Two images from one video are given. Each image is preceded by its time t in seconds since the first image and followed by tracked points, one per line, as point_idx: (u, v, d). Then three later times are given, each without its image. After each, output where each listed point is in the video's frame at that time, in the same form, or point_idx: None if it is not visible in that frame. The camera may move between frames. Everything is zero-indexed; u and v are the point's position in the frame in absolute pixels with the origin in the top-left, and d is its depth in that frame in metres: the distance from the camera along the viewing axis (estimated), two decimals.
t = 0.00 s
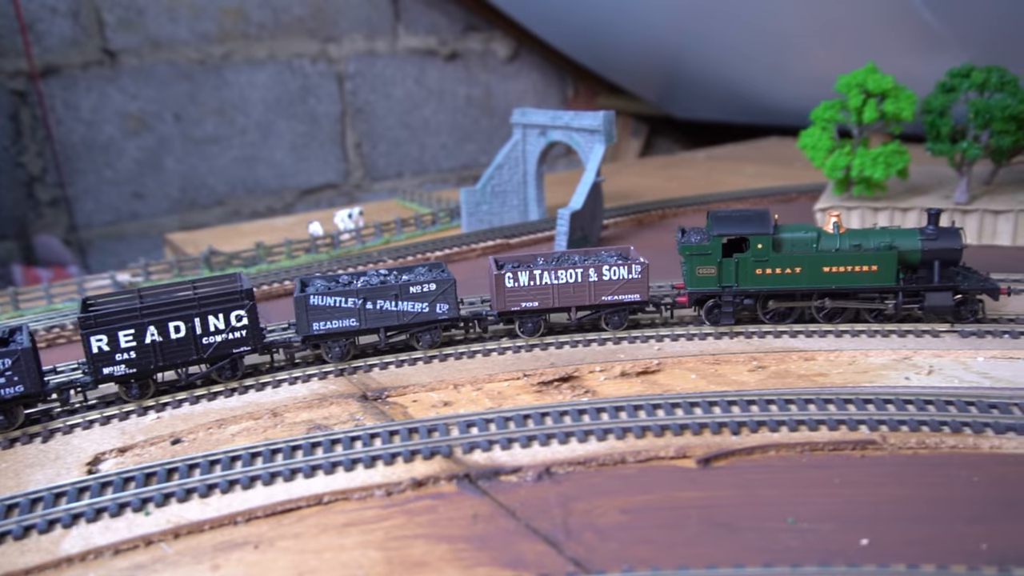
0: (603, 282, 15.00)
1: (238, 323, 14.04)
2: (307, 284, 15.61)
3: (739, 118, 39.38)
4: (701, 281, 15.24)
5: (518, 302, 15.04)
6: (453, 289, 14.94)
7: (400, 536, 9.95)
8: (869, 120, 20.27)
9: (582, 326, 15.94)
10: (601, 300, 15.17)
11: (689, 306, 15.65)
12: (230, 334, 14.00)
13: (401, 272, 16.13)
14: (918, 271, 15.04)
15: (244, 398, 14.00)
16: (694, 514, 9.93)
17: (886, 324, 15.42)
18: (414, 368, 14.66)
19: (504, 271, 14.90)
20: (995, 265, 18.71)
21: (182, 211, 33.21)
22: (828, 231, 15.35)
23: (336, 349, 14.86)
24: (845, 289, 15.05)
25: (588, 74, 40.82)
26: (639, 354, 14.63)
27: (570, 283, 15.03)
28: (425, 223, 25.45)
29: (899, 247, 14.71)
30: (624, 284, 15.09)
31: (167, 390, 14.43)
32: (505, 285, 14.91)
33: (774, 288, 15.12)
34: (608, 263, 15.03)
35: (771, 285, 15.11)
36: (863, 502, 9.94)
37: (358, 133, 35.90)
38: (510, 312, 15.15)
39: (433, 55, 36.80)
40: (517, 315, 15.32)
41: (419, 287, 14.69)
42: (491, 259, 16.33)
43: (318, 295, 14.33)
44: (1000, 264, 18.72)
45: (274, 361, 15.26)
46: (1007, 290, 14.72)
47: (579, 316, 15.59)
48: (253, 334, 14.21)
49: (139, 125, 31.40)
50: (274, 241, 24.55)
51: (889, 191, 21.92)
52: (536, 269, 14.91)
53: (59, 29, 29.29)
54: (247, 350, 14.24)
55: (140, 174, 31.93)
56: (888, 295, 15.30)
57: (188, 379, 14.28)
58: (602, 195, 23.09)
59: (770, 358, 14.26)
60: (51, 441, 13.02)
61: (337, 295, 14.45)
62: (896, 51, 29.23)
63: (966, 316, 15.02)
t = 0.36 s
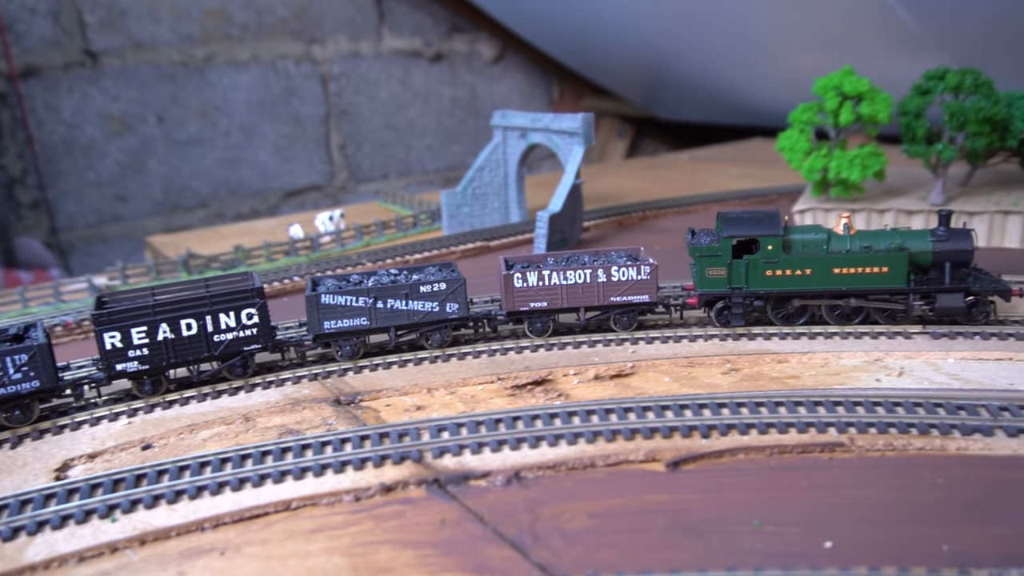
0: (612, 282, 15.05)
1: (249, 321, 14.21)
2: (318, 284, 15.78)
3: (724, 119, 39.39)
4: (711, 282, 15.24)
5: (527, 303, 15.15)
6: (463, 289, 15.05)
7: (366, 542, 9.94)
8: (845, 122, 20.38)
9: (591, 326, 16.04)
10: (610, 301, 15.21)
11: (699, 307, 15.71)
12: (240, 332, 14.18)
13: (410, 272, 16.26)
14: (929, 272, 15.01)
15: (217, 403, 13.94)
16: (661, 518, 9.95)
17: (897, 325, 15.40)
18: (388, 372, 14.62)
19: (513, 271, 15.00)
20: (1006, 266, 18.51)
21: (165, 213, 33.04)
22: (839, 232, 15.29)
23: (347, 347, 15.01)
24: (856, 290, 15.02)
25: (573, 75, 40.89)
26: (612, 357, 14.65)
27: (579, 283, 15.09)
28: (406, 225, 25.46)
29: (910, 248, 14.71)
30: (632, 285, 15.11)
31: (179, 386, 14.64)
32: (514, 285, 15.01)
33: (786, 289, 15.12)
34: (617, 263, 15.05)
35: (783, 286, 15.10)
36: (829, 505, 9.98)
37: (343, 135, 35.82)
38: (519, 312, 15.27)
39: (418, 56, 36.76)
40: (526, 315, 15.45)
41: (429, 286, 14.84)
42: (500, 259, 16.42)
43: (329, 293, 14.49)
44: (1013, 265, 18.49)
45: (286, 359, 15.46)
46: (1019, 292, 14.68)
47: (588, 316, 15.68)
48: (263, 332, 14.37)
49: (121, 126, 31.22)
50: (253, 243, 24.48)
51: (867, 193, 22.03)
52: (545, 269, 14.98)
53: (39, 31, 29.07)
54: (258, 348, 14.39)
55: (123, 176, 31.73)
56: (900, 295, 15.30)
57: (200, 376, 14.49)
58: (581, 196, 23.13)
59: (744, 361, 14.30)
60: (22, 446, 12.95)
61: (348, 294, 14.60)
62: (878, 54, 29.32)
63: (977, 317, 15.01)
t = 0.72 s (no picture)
0: (623, 285, 15.15)
1: (263, 321, 14.38)
2: (331, 284, 15.93)
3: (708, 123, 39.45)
4: (723, 286, 15.21)
5: (537, 304, 15.23)
6: (474, 290, 15.19)
7: (332, 550, 9.92)
8: (822, 126, 20.50)
9: (602, 329, 16.12)
10: (620, 304, 15.31)
11: (711, 310, 15.74)
12: (255, 332, 14.34)
13: (422, 273, 16.35)
14: (941, 276, 15.05)
15: (188, 410, 13.90)
16: (627, 524, 9.98)
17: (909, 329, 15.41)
18: (361, 378, 14.61)
19: (524, 273, 15.08)
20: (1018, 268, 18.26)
21: (148, 216, 32.86)
22: (851, 236, 15.29)
23: (361, 348, 15.15)
24: (868, 294, 15.10)
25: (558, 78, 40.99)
26: (586, 361, 14.69)
27: (590, 286, 15.21)
28: (386, 229, 25.47)
29: (923, 251, 14.75)
30: (643, 288, 15.23)
31: (193, 384, 14.81)
32: (524, 287, 15.08)
33: (798, 292, 15.16)
34: (628, 266, 15.17)
35: (795, 290, 15.16)
36: (796, 509, 10.04)
37: (327, 138, 35.75)
38: (529, 313, 15.36)
39: (402, 59, 36.74)
40: (536, 317, 15.55)
41: (441, 287, 14.97)
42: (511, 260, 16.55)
43: (343, 294, 14.63)
44: None
45: (298, 359, 15.62)
46: None
47: (598, 318, 15.75)
48: (277, 332, 14.54)
49: (103, 130, 31.03)
50: (232, 248, 24.38)
51: (844, 196, 22.13)
52: (556, 271, 15.09)
53: (20, 33, 28.85)
54: (272, 348, 14.57)
55: (105, 180, 31.52)
56: (913, 300, 15.34)
57: (214, 375, 14.67)
58: (561, 201, 23.17)
59: (716, 365, 14.36)
60: None
61: (362, 295, 14.75)
62: (857, 59, 29.47)
63: (990, 321, 15.02)
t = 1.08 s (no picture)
0: (630, 288, 15.20)
1: (272, 322, 14.47)
2: (340, 286, 16.12)
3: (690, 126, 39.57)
4: (730, 290, 15.22)
5: (545, 308, 15.32)
6: (482, 293, 15.28)
7: (298, 559, 9.90)
8: (796, 131, 20.65)
9: (609, 332, 16.15)
10: (627, 308, 15.35)
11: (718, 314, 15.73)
12: (264, 333, 14.43)
13: (431, 275, 16.43)
14: (950, 279, 14.93)
15: (160, 418, 13.85)
16: (593, 530, 10.01)
17: (918, 334, 15.30)
18: (334, 385, 14.58)
19: (531, 277, 15.14)
20: None
21: (130, 221, 32.67)
22: (858, 239, 15.23)
23: (367, 350, 15.24)
24: (876, 297, 15.02)
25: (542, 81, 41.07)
26: (558, 368, 14.73)
27: (597, 290, 15.24)
28: (365, 235, 25.45)
29: (930, 255, 14.65)
30: (651, 291, 15.24)
31: (204, 384, 14.94)
32: (532, 291, 15.18)
33: (805, 296, 15.15)
34: (635, 270, 15.23)
35: (801, 293, 15.13)
36: (762, 514, 10.09)
37: (310, 142, 35.66)
38: (537, 317, 15.44)
39: (385, 63, 36.71)
40: (544, 320, 15.62)
41: (448, 290, 15.06)
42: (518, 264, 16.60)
43: (350, 296, 14.77)
44: None
45: (307, 360, 15.81)
46: None
47: (605, 322, 15.80)
48: (286, 333, 14.62)
49: (83, 135, 30.84)
50: (210, 255, 24.31)
51: (820, 200, 22.25)
52: (563, 275, 15.17)
53: None
54: (281, 349, 14.67)
55: (85, 185, 31.31)
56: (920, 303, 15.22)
57: (224, 375, 14.79)
58: (539, 205, 23.23)
59: (688, 370, 14.42)
60: None
61: (369, 297, 14.89)
62: (836, 64, 29.63)
63: (1001, 326, 14.87)
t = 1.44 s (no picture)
0: (632, 289, 15.21)
1: (278, 322, 14.57)
2: (344, 286, 16.12)
3: (670, 128, 39.68)
4: (731, 290, 15.22)
5: (547, 308, 15.38)
6: (484, 293, 15.25)
7: (261, 565, 9.88)
8: (768, 133, 20.77)
9: (611, 332, 16.18)
10: (629, 308, 15.37)
11: (719, 314, 15.71)
12: (269, 332, 14.53)
13: (434, 275, 16.39)
14: (952, 279, 14.98)
15: (126, 424, 13.76)
16: (556, 532, 10.05)
17: (920, 334, 15.35)
18: (302, 390, 14.55)
19: (533, 277, 15.19)
20: None
21: (108, 225, 32.41)
22: (861, 239, 15.25)
23: (371, 349, 15.30)
24: (878, 298, 15.01)
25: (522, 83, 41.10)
26: (527, 370, 14.77)
27: (599, 290, 15.26)
28: (341, 237, 25.41)
29: (933, 256, 14.63)
30: (652, 292, 15.26)
31: (210, 383, 15.06)
32: (534, 291, 15.24)
33: (807, 296, 15.14)
34: (637, 270, 15.24)
35: (803, 294, 15.12)
36: (725, 515, 10.17)
37: (290, 144, 35.51)
38: (538, 317, 15.50)
39: (365, 65, 36.64)
40: (545, 320, 15.66)
41: (451, 290, 15.06)
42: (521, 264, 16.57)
43: (353, 297, 14.79)
44: None
45: (309, 359, 15.82)
46: None
47: (607, 322, 15.85)
48: (292, 332, 14.71)
49: (59, 138, 30.59)
50: (183, 259, 24.17)
51: (793, 202, 22.42)
52: (565, 275, 15.20)
53: None
54: (286, 348, 14.75)
55: (61, 189, 31.04)
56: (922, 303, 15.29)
57: (229, 374, 14.91)
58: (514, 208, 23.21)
59: (657, 372, 14.48)
60: None
61: (372, 297, 14.90)
62: (813, 66, 29.83)
63: (1003, 326, 14.96)
